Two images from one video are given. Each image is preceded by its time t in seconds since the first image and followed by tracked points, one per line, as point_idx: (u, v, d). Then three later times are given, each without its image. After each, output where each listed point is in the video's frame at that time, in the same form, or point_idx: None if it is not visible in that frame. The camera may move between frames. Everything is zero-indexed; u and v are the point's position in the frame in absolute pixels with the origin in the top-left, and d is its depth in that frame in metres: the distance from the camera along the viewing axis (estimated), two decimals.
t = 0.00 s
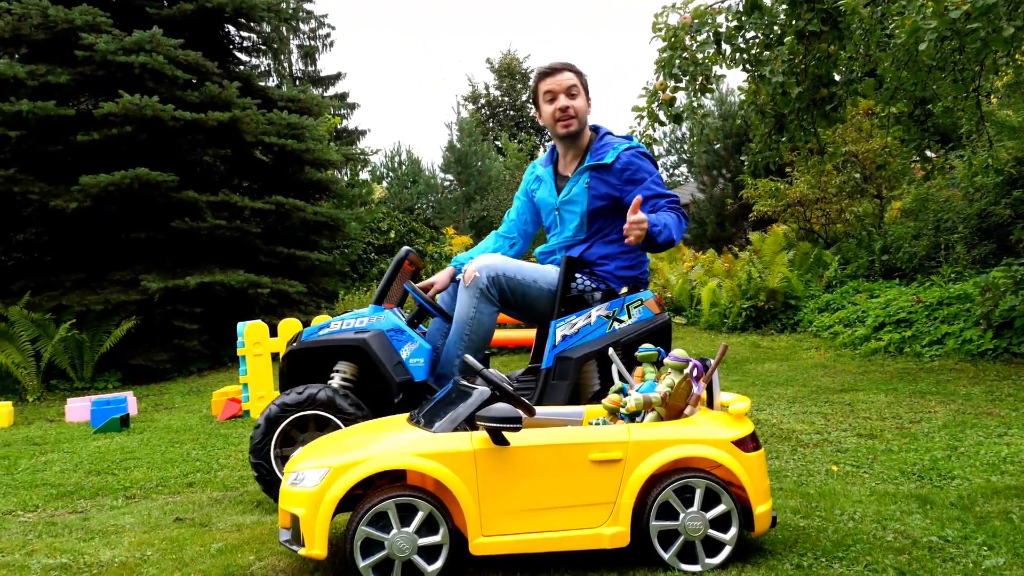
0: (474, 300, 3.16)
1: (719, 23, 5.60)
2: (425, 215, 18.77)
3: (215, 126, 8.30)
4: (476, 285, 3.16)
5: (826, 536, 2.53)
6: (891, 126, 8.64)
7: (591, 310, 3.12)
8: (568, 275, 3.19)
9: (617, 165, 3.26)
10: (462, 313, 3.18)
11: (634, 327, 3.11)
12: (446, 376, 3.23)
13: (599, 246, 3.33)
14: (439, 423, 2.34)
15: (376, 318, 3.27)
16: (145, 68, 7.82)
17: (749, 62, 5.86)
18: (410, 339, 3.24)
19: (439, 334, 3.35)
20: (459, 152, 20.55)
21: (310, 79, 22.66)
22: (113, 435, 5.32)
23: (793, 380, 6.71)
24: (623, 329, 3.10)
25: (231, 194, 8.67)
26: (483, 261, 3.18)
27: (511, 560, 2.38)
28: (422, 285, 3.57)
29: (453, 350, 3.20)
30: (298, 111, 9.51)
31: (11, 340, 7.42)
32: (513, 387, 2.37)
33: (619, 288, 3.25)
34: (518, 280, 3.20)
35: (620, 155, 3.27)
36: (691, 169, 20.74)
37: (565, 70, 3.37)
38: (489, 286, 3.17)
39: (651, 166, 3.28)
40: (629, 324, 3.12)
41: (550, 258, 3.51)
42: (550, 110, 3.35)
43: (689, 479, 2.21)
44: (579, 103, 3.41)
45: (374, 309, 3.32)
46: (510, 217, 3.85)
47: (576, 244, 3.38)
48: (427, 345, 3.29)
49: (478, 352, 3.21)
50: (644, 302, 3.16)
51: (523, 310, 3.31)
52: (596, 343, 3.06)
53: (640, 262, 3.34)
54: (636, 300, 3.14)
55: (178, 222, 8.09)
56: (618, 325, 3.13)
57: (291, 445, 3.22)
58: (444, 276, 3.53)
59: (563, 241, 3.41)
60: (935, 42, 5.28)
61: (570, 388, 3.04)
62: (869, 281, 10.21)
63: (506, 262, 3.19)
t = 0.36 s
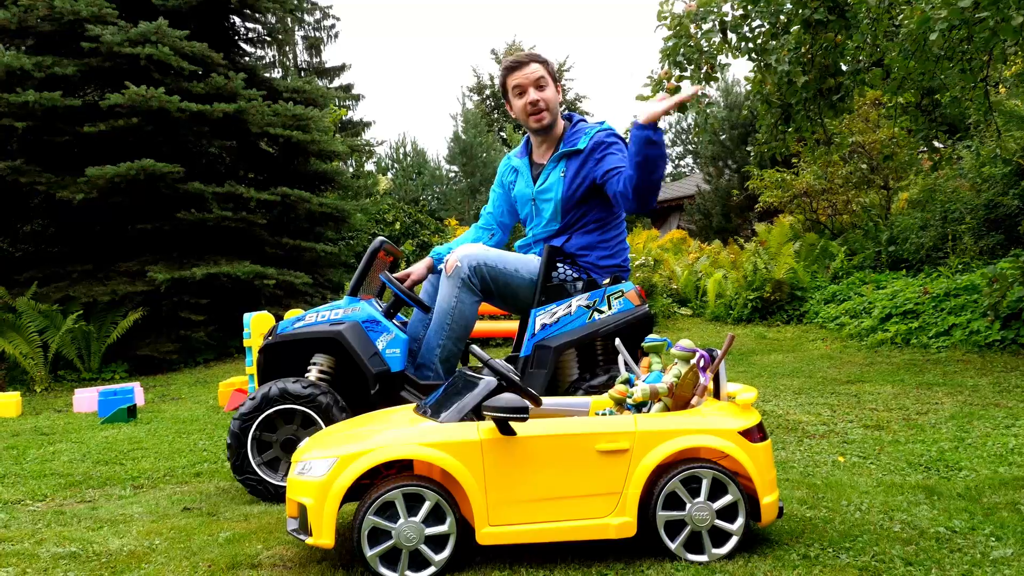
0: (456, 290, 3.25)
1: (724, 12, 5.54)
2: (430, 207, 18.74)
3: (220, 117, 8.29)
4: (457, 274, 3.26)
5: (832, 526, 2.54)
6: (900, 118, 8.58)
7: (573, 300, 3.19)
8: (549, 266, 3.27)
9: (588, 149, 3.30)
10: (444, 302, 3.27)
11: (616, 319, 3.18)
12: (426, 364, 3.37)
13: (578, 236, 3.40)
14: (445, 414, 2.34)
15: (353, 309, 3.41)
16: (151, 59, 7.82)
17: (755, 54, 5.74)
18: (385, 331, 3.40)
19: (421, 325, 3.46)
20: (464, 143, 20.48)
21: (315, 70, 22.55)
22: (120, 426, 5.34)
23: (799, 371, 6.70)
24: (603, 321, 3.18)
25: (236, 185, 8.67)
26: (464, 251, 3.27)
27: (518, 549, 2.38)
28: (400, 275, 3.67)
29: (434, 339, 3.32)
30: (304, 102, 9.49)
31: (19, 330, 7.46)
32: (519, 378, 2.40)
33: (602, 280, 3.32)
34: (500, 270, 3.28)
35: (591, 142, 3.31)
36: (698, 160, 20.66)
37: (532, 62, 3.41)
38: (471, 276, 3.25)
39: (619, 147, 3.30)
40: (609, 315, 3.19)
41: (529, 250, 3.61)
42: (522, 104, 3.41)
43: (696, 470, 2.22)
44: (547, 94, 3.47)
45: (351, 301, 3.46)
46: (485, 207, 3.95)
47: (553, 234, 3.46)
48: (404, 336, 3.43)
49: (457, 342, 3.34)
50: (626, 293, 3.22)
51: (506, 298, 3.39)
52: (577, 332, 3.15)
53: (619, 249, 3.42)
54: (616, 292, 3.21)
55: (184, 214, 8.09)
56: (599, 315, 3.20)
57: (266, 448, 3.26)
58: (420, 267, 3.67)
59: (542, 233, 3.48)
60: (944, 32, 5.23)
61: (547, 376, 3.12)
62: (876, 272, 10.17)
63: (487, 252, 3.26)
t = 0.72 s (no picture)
0: (425, 290, 3.34)
1: (729, 10, 5.52)
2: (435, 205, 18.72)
3: (224, 116, 8.30)
4: (426, 275, 3.36)
5: (836, 524, 2.54)
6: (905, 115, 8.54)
7: (541, 299, 3.30)
8: (518, 264, 3.40)
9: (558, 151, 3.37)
10: (413, 301, 3.35)
11: (584, 318, 3.30)
12: (396, 364, 3.41)
13: (551, 234, 3.49)
14: (450, 412, 2.33)
15: (320, 309, 3.35)
16: (155, 57, 7.84)
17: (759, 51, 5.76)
18: (353, 330, 3.34)
19: (392, 325, 3.49)
20: (468, 141, 20.45)
21: (319, 68, 22.52)
22: (126, 425, 5.35)
23: (803, 369, 6.69)
24: (571, 320, 3.29)
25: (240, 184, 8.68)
26: (434, 252, 3.38)
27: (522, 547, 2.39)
28: (370, 274, 3.63)
29: (403, 339, 3.39)
30: (308, 101, 9.49)
31: (25, 329, 7.49)
32: (524, 377, 2.42)
33: (572, 279, 3.44)
34: (469, 269, 3.39)
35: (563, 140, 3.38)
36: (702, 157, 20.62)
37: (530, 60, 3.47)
38: (440, 276, 3.36)
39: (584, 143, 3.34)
40: (578, 314, 3.31)
41: (506, 247, 3.73)
42: (514, 98, 3.49)
43: (699, 468, 2.23)
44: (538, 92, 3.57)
45: (318, 300, 3.39)
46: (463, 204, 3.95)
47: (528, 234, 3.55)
48: (372, 335, 3.38)
49: (426, 341, 3.41)
50: (594, 292, 3.35)
51: (475, 298, 3.50)
52: (543, 331, 3.26)
53: (592, 249, 3.53)
54: (585, 291, 3.33)
55: (189, 212, 8.11)
56: (567, 314, 3.31)
57: (240, 460, 3.25)
58: (392, 264, 3.62)
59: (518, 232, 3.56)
60: (949, 28, 5.21)
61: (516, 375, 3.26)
62: (880, 270, 10.15)
63: (457, 252, 3.37)
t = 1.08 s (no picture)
0: (375, 293, 3.27)
1: (729, 10, 5.52)
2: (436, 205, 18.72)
3: (225, 116, 8.29)
4: (376, 278, 3.28)
5: (836, 524, 2.56)
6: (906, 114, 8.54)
7: (492, 302, 3.19)
8: (470, 265, 3.25)
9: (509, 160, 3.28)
10: (363, 304, 3.29)
11: (535, 320, 3.17)
12: (348, 368, 3.37)
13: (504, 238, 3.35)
14: (451, 412, 2.35)
15: (272, 312, 3.35)
16: (156, 58, 7.84)
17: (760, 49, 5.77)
18: (304, 334, 3.32)
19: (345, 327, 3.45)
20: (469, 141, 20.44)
21: (319, 68, 22.50)
22: (128, 425, 5.36)
23: (803, 368, 6.70)
24: (523, 322, 3.16)
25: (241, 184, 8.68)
26: (384, 255, 3.30)
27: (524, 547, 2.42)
28: (325, 277, 3.59)
29: (354, 343, 3.35)
30: (308, 101, 9.48)
31: (26, 330, 7.50)
32: (523, 377, 2.43)
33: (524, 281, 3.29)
34: (419, 272, 3.31)
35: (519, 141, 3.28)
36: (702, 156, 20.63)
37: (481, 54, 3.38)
38: (390, 279, 3.28)
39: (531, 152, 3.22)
40: (529, 317, 3.18)
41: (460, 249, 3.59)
42: (466, 95, 3.37)
43: (698, 468, 2.24)
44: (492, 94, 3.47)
45: (269, 304, 3.38)
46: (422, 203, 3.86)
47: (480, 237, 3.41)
48: (324, 339, 3.36)
49: (378, 345, 3.36)
50: (546, 294, 3.21)
51: (427, 301, 3.42)
52: (493, 335, 3.14)
53: (546, 250, 3.40)
54: (537, 292, 3.20)
55: (190, 212, 8.11)
56: (519, 317, 3.19)
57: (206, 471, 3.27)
58: (346, 266, 3.58)
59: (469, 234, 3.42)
60: (948, 27, 5.22)
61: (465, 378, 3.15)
62: (881, 269, 10.14)
63: (407, 254, 3.30)
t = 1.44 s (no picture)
0: (320, 296, 3.22)
1: (731, 7, 5.52)
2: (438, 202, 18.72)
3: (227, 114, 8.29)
4: (322, 280, 3.22)
5: (834, 521, 2.58)
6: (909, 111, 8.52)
7: (437, 302, 3.16)
8: (415, 265, 3.24)
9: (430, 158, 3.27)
10: (309, 306, 3.24)
11: (479, 320, 3.15)
12: (293, 370, 3.36)
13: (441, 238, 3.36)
14: (445, 412, 2.39)
15: (215, 313, 3.34)
16: (157, 55, 7.84)
17: (762, 46, 5.76)
18: (249, 335, 3.32)
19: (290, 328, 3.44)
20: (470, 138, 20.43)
21: (321, 64, 22.48)
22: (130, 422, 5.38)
23: (804, 365, 6.71)
24: (467, 322, 3.15)
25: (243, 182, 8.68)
26: (330, 256, 3.24)
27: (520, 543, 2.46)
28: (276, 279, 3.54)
29: (300, 345, 3.33)
30: (310, 98, 9.47)
31: (29, 327, 7.53)
32: (520, 377, 2.43)
33: (466, 281, 3.28)
34: (366, 274, 3.27)
35: (446, 141, 3.24)
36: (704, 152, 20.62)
37: (420, 56, 3.36)
38: (337, 281, 3.23)
39: (449, 155, 3.19)
40: (474, 316, 3.16)
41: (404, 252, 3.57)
42: (400, 99, 3.34)
43: (690, 465, 2.29)
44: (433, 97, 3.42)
45: (214, 304, 3.37)
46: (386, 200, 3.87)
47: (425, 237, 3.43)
48: (269, 340, 3.35)
49: (324, 347, 3.34)
50: (491, 294, 3.21)
51: (373, 302, 3.39)
52: (436, 335, 3.11)
53: (491, 252, 3.38)
54: (482, 292, 3.20)
55: (191, 210, 8.12)
56: (464, 317, 3.17)
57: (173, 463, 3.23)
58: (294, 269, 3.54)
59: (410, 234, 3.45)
60: (950, 25, 5.21)
61: (409, 379, 3.14)
62: (881, 266, 10.12)
63: (353, 256, 3.25)
